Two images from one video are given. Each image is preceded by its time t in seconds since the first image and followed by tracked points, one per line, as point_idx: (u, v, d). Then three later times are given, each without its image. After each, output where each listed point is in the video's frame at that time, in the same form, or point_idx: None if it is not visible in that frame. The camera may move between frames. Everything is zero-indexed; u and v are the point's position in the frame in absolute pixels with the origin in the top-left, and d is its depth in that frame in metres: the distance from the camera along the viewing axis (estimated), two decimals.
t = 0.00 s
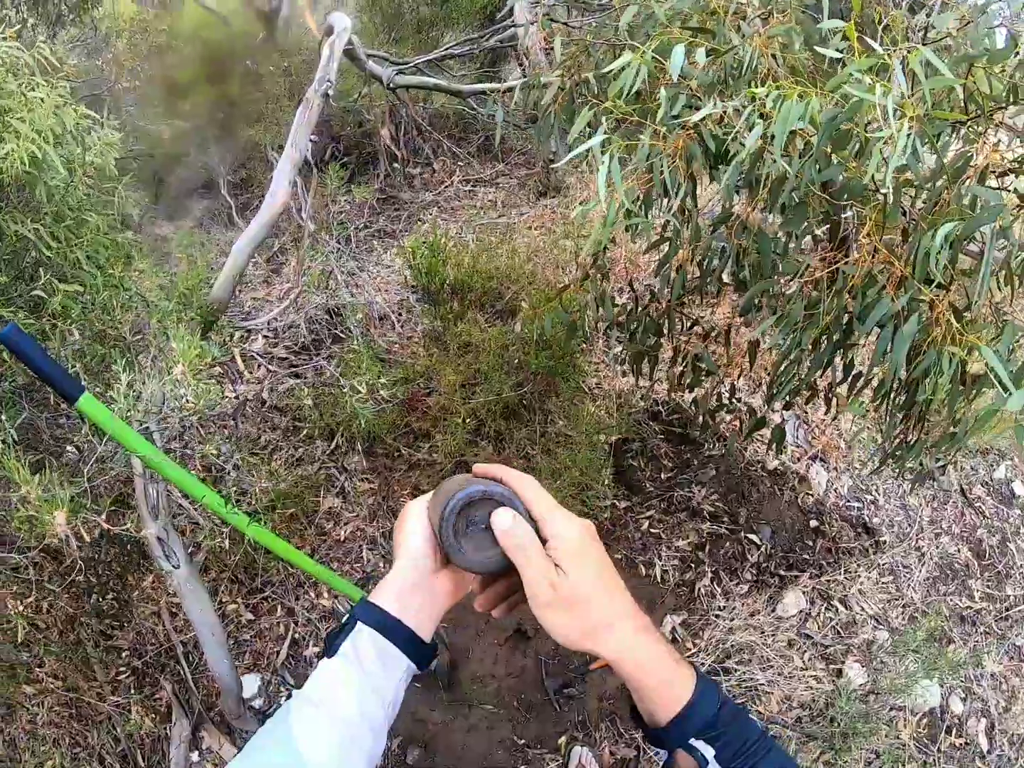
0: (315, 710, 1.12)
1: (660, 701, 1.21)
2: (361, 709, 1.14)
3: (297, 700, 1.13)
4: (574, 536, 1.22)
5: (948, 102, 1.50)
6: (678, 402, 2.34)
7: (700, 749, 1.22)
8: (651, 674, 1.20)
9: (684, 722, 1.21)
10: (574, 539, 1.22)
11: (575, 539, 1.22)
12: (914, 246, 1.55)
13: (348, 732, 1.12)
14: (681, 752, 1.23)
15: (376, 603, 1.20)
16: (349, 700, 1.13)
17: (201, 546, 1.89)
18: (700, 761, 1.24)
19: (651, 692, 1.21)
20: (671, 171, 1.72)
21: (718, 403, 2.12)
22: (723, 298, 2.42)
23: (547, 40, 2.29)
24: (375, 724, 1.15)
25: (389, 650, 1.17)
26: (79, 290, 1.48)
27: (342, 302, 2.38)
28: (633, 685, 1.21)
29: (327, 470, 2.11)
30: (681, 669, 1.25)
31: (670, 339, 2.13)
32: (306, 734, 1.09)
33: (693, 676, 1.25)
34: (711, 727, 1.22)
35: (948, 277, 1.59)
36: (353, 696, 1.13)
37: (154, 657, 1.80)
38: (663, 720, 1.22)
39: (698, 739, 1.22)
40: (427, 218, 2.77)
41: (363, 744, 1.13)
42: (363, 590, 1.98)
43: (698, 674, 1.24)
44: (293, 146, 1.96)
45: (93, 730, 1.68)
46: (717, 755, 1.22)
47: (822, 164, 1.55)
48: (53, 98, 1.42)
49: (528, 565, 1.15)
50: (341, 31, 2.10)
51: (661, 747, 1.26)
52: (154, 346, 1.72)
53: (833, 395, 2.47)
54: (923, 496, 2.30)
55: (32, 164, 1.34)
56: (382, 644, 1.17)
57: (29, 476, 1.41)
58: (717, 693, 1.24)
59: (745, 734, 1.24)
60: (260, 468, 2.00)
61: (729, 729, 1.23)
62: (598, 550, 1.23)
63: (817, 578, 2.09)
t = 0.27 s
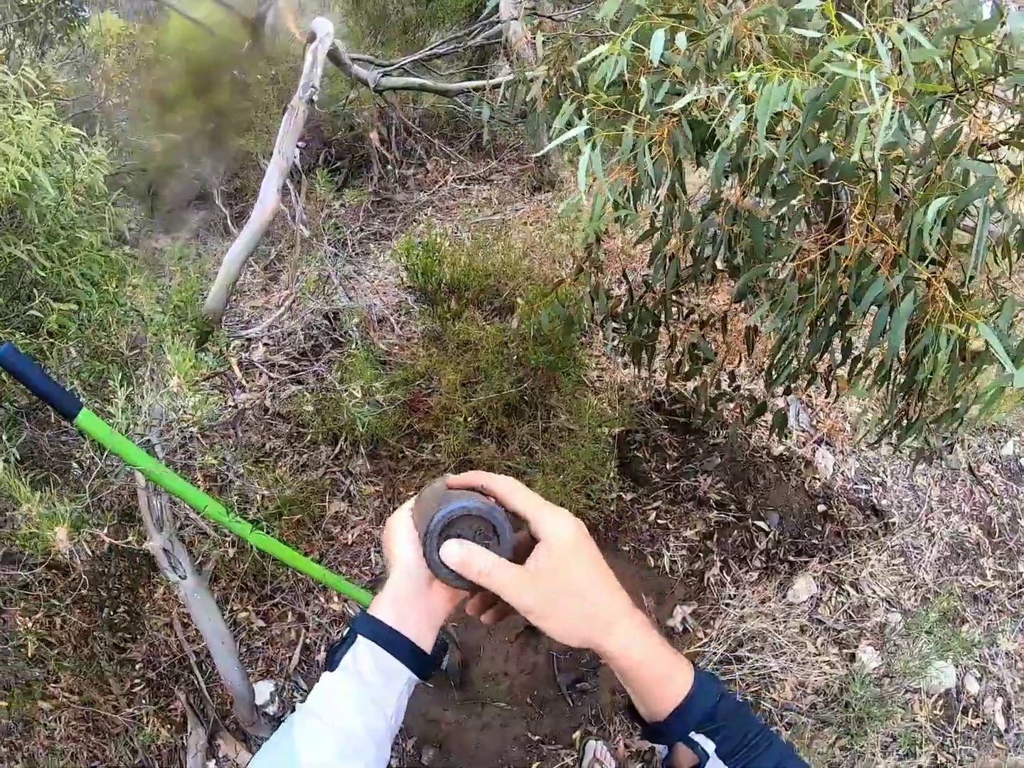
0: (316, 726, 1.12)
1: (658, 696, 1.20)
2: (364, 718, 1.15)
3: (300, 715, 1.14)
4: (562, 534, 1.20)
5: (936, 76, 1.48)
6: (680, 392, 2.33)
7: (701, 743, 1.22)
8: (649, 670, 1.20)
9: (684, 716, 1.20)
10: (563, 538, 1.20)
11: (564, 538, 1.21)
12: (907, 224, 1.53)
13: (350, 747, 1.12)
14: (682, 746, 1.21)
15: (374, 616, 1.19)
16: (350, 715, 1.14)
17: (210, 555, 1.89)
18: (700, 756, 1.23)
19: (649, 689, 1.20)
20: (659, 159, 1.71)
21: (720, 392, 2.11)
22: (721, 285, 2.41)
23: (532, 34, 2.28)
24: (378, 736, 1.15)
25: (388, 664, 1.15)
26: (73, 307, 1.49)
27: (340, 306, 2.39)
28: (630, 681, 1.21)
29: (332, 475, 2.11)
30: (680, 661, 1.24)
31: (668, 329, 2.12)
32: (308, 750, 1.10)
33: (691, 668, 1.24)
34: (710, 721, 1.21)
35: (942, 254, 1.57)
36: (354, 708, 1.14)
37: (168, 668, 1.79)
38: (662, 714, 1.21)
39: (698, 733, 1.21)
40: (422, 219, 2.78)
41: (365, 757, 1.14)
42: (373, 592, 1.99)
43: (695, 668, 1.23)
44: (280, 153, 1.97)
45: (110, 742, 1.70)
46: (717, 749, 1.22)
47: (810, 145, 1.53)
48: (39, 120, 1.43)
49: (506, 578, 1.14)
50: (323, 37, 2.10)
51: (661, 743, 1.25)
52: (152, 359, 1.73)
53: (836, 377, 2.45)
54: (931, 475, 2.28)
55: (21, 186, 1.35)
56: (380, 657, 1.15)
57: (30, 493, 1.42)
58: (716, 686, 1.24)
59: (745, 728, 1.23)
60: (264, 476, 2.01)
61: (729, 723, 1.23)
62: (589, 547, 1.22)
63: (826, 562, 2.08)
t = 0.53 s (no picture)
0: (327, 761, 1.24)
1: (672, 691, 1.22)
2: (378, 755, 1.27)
3: (310, 750, 1.25)
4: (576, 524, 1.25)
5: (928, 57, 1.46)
6: (683, 386, 2.32)
7: (718, 738, 1.23)
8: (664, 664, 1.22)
9: (701, 710, 1.21)
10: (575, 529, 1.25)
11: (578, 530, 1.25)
12: (904, 208, 1.51)
13: None
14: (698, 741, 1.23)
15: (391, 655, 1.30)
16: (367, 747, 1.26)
17: (219, 565, 1.91)
18: (719, 751, 1.24)
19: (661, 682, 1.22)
20: (651, 153, 1.70)
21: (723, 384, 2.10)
22: (720, 277, 2.40)
23: (521, 33, 2.27)
24: None
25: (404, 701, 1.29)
26: (72, 323, 1.50)
27: (339, 312, 2.39)
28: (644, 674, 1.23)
29: (339, 480, 2.12)
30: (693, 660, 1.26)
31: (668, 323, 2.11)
32: None
33: (707, 662, 1.25)
34: (726, 715, 1.21)
35: (940, 237, 1.56)
36: (370, 743, 1.26)
37: (181, 678, 1.80)
38: (678, 710, 1.22)
39: (714, 727, 1.22)
40: (420, 222, 2.78)
41: None
42: (382, 597, 1.99)
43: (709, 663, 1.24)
44: (274, 164, 1.95)
45: (126, 755, 1.72)
46: (735, 743, 1.22)
47: (803, 132, 1.52)
48: (32, 139, 1.44)
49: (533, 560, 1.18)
50: (312, 45, 2.11)
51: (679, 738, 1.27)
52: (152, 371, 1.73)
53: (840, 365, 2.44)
54: (939, 460, 2.26)
55: (15, 203, 1.36)
56: (398, 697, 1.29)
57: (34, 510, 1.43)
58: (731, 681, 1.24)
59: (763, 722, 1.23)
60: (270, 484, 2.01)
61: (746, 717, 1.23)
62: (602, 540, 1.26)
63: (836, 552, 2.07)
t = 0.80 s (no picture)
0: None
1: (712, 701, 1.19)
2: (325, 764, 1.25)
3: None
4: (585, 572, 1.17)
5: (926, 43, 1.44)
6: (687, 381, 2.31)
7: (751, 747, 1.21)
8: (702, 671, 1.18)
9: (738, 720, 1.19)
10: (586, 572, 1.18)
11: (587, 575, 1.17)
12: (905, 197, 1.49)
13: None
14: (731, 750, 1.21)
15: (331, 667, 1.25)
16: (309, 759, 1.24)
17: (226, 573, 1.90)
18: (750, 758, 1.23)
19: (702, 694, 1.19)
20: (648, 148, 1.68)
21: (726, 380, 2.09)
22: (722, 271, 2.39)
23: (516, 32, 2.26)
24: None
25: (349, 714, 1.24)
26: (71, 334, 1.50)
27: (340, 316, 2.39)
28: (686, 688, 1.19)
29: (343, 485, 2.11)
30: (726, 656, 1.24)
31: (670, 320, 2.10)
32: None
33: (742, 669, 1.22)
34: (760, 725, 1.20)
35: (943, 226, 1.54)
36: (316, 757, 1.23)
37: (189, 685, 1.79)
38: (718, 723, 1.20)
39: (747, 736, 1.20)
40: (419, 224, 2.78)
41: None
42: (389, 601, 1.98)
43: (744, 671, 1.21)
44: (269, 167, 1.96)
45: (136, 762, 1.72)
46: (768, 752, 1.21)
47: (801, 123, 1.50)
48: (26, 150, 1.43)
49: (554, 619, 1.11)
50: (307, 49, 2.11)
51: (710, 745, 1.24)
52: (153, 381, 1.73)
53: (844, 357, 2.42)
54: (947, 452, 2.24)
55: (11, 214, 1.35)
56: (340, 711, 1.24)
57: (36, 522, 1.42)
58: (765, 691, 1.22)
59: (795, 731, 1.22)
60: (274, 490, 2.01)
61: (780, 726, 1.22)
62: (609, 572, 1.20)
63: (845, 546, 2.06)
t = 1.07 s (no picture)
0: None
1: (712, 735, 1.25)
2: (352, 759, 1.30)
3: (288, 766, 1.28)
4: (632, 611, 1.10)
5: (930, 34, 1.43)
6: (694, 377, 2.31)
7: None
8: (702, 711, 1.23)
9: (741, 744, 1.25)
10: (628, 609, 1.11)
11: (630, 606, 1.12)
12: (911, 189, 1.49)
13: None
14: None
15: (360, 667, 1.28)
16: (336, 754, 1.28)
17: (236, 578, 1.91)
18: None
19: (702, 728, 1.24)
20: (651, 145, 1.68)
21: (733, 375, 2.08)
22: (727, 266, 2.38)
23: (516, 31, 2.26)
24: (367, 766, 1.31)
25: (377, 709, 1.29)
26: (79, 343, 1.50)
27: (346, 318, 2.39)
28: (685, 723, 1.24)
29: (353, 487, 2.12)
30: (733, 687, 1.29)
31: (677, 316, 2.09)
32: None
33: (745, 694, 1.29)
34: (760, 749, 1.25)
35: (949, 217, 1.53)
36: (346, 751, 1.28)
37: (203, 689, 1.83)
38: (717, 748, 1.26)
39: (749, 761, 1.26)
40: (423, 224, 2.78)
41: None
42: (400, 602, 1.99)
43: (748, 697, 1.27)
44: (272, 172, 1.95)
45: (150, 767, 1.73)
46: None
47: (805, 116, 1.49)
48: (31, 159, 1.44)
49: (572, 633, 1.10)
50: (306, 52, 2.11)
51: None
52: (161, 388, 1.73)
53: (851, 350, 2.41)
54: (956, 442, 2.23)
55: (17, 225, 1.35)
56: (369, 706, 1.28)
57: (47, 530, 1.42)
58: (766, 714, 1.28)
59: (796, 755, 1.27)
60: (284, 494, 2.02)
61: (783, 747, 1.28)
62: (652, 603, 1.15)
63: (855, 539, 2.06)
